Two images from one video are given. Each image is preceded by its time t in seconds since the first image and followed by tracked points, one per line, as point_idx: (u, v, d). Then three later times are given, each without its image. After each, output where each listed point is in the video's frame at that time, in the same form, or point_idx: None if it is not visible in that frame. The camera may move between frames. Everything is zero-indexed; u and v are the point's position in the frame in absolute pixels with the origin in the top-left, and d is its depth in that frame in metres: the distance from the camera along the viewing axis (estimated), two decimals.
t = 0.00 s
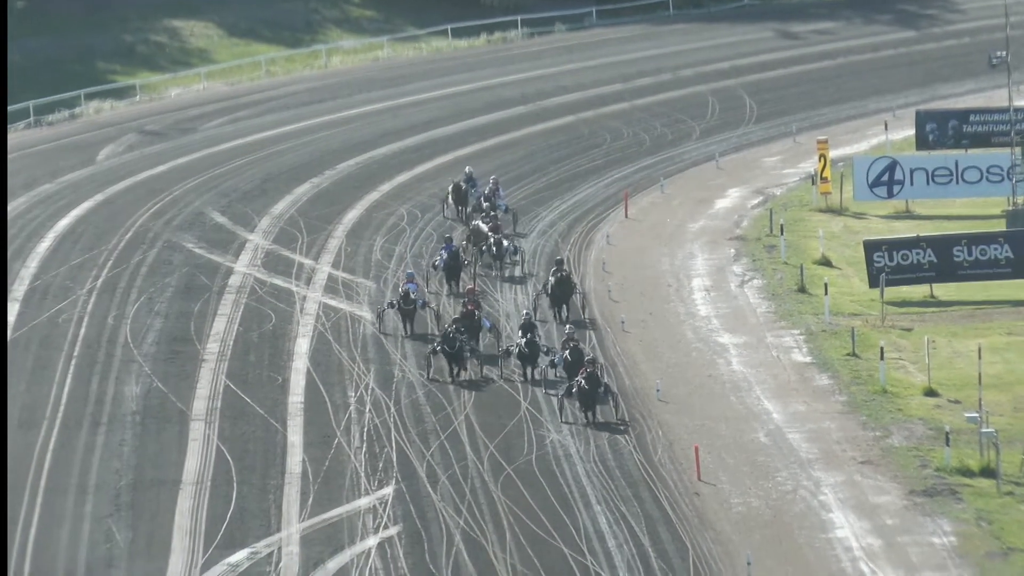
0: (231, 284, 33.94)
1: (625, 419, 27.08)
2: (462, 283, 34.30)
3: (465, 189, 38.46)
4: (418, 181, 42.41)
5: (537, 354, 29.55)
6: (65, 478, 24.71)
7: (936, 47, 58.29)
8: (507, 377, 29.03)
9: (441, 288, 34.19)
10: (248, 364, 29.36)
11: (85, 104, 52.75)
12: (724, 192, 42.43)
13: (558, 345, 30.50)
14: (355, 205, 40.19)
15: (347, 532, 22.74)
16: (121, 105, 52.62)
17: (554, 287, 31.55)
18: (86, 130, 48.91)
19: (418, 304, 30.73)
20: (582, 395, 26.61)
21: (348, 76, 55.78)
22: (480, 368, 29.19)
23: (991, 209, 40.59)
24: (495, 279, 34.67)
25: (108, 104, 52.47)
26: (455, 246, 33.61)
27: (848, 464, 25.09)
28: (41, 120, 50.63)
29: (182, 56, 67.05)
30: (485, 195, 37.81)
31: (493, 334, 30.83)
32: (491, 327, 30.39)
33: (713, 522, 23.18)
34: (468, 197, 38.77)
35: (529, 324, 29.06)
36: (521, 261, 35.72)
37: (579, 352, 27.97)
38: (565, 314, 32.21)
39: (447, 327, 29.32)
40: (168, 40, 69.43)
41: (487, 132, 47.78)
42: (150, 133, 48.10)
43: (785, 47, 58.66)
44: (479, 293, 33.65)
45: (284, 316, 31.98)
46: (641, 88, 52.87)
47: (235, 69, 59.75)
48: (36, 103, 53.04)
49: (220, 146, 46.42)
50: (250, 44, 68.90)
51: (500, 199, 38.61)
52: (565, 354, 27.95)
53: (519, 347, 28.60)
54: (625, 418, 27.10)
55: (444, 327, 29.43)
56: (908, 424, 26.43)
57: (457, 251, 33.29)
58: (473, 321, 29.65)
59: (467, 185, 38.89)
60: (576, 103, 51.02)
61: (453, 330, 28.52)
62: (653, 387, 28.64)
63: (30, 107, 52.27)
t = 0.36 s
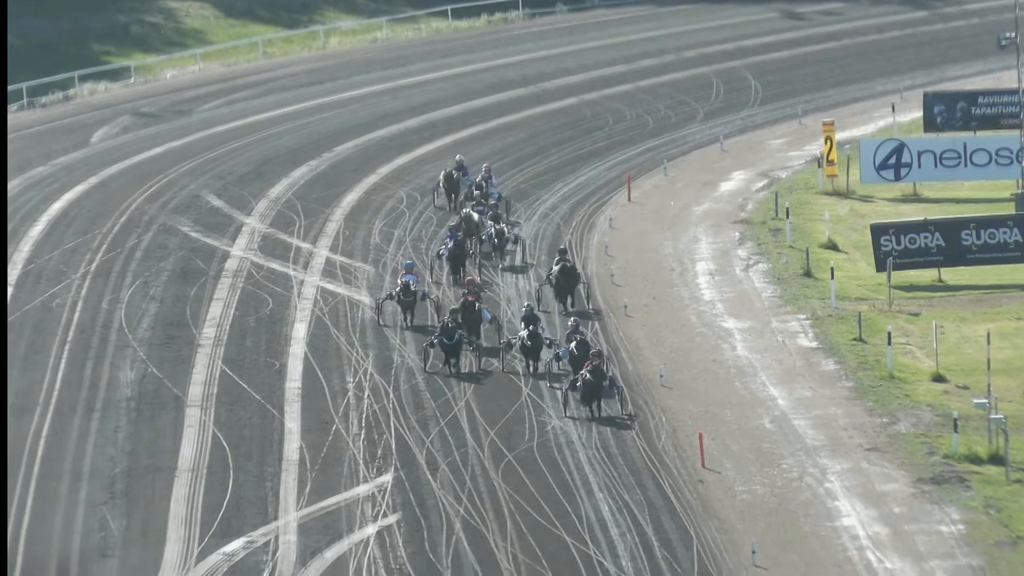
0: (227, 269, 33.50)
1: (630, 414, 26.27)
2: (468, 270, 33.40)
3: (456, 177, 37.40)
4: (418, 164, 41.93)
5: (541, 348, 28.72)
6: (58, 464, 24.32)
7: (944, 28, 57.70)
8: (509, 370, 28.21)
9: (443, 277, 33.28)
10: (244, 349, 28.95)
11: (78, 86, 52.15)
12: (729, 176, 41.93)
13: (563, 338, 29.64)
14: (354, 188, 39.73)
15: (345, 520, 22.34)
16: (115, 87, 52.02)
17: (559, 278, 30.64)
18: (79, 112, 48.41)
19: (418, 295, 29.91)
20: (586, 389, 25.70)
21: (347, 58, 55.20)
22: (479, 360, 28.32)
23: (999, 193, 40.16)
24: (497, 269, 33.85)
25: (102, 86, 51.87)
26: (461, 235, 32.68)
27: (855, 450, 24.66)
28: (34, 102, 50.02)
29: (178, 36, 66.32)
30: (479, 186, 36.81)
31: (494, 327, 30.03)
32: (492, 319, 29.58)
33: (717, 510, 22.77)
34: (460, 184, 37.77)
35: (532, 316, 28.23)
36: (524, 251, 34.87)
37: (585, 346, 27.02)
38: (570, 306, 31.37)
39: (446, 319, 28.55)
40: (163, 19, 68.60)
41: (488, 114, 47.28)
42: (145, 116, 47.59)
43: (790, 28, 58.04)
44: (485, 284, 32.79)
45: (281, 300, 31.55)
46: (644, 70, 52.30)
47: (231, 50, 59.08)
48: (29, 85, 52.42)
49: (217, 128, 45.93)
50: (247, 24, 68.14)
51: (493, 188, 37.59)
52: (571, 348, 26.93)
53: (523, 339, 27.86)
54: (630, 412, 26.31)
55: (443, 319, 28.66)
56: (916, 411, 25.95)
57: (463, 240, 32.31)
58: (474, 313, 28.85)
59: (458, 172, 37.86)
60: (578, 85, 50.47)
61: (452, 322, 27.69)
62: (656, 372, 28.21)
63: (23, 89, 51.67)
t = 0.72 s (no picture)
0: (224, 255, 33.07)
1: (637, 412, 25.51)
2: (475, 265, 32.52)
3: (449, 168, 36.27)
4: (419, 148, 41.47)
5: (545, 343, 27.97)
6: (51, 455, 23.95)
7: (952, 10, 57.12)
8: (514, 367, 27.41)
9: (447, 270, 32.36)
10: (242, 337, 28.55)
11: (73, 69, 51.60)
12: (734, 160, 41.44)
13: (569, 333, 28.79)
14: (353, 173, 39.28)
15: (344, 511, 21.95)
16: (111, 70, 51.47)
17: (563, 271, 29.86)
18: (74, 95, 47.93)
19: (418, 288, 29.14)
20: (592, 385, 24.93)
21: (346, 40, 54.64)
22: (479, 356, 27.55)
23: (1008, 177, 39.81)
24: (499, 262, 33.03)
25: (98, 69, 51.32)
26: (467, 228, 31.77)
27: (862, 440, 24.24)
28: (28, 85, 49.48)
29: (175, 18, 65.67)
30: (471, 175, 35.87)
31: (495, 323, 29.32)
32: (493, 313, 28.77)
33: (722, 501, 22.38)
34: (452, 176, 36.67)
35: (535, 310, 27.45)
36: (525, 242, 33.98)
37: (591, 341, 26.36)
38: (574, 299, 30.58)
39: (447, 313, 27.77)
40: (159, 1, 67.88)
41: (489, 98, 46.78)
42: (141, 99, 47.11)
43: (796, 10, 57.47)
44: (488, 278, 31.94)
45: (279, 287, 31.12)
46: (647, 53, 51.76)
47: (228, 33, 58.48)
48: (24, 68, 51.85)
49: (214, 112, 45.45)
50: (244, 7, 67.47)
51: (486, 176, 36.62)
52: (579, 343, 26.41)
53: (526, 335, 27.07)
54: (637, 410, 25.54)
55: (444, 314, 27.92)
56: (924, 400, 25.56)
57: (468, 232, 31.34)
58: (474, 306, 28.23)
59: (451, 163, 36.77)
60: (580, 68, 49.94)
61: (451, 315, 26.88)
62: (660, 361, 27.80)
63: (18, 73, 51.11)
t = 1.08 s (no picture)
0: (224, 242, 33.00)
1: (642, 407, 25.14)
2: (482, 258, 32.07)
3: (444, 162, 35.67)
4: (419, 135, 41.37)
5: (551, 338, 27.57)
6: (52, 441, 23.90)
7: None
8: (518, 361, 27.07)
9: (452, 262, 31.90)
10: (243, 323, 28.50)
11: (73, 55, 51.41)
12: (735, 147, 41.35)
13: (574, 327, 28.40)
14: (353, 159, 39.19)
15: (345, 498, 21.91)
16: (111, 57, 51.32)
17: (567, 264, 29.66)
18: (74, 82, 47.81)
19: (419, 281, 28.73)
20: (595, 380, 24.47)
21: (347, 27, 54.49)
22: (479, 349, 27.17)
23: (1010, 163, 39.74)
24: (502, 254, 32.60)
25: (98, 55, 51.16)
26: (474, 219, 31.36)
27: (863, 427, 24.20)
28: (28, 72, 49.32)
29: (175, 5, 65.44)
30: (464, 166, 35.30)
31: (496, 319, 29.04)
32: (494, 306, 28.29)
33: (723, 487, 22.34)
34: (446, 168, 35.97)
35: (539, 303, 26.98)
36: (528, 233, 33.53)
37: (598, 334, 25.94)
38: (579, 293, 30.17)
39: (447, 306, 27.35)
40: None
41: (490, 84, 46.65)
42: (141, 86, 46.98)
43: None
44: (493, 271, 31.50)
45: (280, 274, 31.05)
46: (648, 39, 51.63)
47: (228, 19, 58.31)
48: (23, 54, 51.65)
49: (214, 98, 45.34)
50: None
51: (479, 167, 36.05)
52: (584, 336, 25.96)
53: (531, 328, 26.70)
54: (641, 405, 25.14)
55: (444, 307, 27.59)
56: (926, 387, 25.48)
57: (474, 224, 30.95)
58: (476, 299, 27.79)
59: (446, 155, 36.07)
60: (581, 55, 49.81)
61: (451, 309, 26.45)
62: (662, 347, 27.74)
63: (17, 59, 50.93)
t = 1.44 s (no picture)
0: (225, 238, 32.99)
1: (645, 412, 24.80)
2: (487, 260, 31.72)
3: (439, 163, 35.20)
4: (420, 131, 41.36)
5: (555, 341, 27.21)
6: (53, 437, 23.91)
7: None
8: (521, 365, 26.68)
9: (454, 262, 31.72)
10: (243, 319, 28.50)
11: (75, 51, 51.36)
12: (736, 143, 41.33)
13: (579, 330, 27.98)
14: (354, 155, 39.19)
15: (345, 494, 21.91)
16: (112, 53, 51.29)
17: (571, 266, 29.12)
18: (75, 78, 47.79)
19: (422, 285, 28.36)
20: (597, 386, 24.17)
21: (347, 23, 54.47)
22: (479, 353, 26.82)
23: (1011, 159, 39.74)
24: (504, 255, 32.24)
25: (99, 51, 51.13)
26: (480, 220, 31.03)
27: (864, 423, 24.19)
28: (29, 68, 49.28)
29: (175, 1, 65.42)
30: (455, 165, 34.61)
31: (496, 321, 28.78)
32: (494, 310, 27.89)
33: (724, 483, 22.35)
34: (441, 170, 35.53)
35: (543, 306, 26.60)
36: (530, 235, 33.19)
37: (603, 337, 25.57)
38: (582, 295, 29.84)
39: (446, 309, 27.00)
40: None
41: (490, 80, 46.62)
42: (142, 82, 46.96)
43: None
44: (497, 272, 31.16)
45: (281, 270, 31.05)
46: (649, 35, 51.62)
47: (229, 15, 58.30)
48: (25, 51, 51.60)
49: (214, 94, 45.32)
50: None
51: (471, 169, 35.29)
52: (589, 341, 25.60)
53: (534, 332, 26.38)
54: (645, 411, 24.82)
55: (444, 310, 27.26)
56: (927, 382, 25.49)
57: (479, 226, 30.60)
58: (476, 303, 27.44)
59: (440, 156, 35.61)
60: (582, 51, 49.79)
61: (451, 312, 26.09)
62: (663, 343, 27.74)
63: (18, 56, 50.85)
